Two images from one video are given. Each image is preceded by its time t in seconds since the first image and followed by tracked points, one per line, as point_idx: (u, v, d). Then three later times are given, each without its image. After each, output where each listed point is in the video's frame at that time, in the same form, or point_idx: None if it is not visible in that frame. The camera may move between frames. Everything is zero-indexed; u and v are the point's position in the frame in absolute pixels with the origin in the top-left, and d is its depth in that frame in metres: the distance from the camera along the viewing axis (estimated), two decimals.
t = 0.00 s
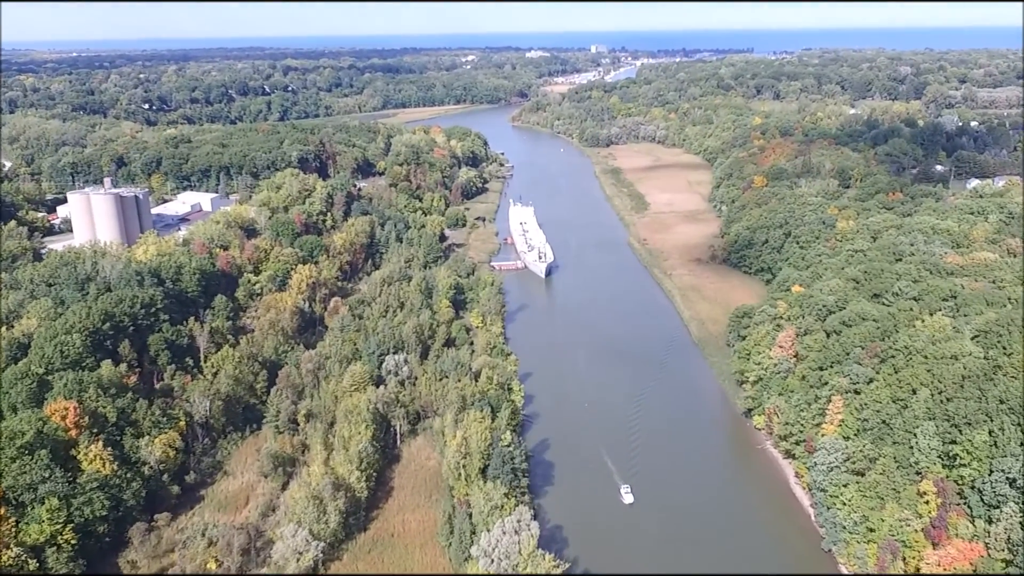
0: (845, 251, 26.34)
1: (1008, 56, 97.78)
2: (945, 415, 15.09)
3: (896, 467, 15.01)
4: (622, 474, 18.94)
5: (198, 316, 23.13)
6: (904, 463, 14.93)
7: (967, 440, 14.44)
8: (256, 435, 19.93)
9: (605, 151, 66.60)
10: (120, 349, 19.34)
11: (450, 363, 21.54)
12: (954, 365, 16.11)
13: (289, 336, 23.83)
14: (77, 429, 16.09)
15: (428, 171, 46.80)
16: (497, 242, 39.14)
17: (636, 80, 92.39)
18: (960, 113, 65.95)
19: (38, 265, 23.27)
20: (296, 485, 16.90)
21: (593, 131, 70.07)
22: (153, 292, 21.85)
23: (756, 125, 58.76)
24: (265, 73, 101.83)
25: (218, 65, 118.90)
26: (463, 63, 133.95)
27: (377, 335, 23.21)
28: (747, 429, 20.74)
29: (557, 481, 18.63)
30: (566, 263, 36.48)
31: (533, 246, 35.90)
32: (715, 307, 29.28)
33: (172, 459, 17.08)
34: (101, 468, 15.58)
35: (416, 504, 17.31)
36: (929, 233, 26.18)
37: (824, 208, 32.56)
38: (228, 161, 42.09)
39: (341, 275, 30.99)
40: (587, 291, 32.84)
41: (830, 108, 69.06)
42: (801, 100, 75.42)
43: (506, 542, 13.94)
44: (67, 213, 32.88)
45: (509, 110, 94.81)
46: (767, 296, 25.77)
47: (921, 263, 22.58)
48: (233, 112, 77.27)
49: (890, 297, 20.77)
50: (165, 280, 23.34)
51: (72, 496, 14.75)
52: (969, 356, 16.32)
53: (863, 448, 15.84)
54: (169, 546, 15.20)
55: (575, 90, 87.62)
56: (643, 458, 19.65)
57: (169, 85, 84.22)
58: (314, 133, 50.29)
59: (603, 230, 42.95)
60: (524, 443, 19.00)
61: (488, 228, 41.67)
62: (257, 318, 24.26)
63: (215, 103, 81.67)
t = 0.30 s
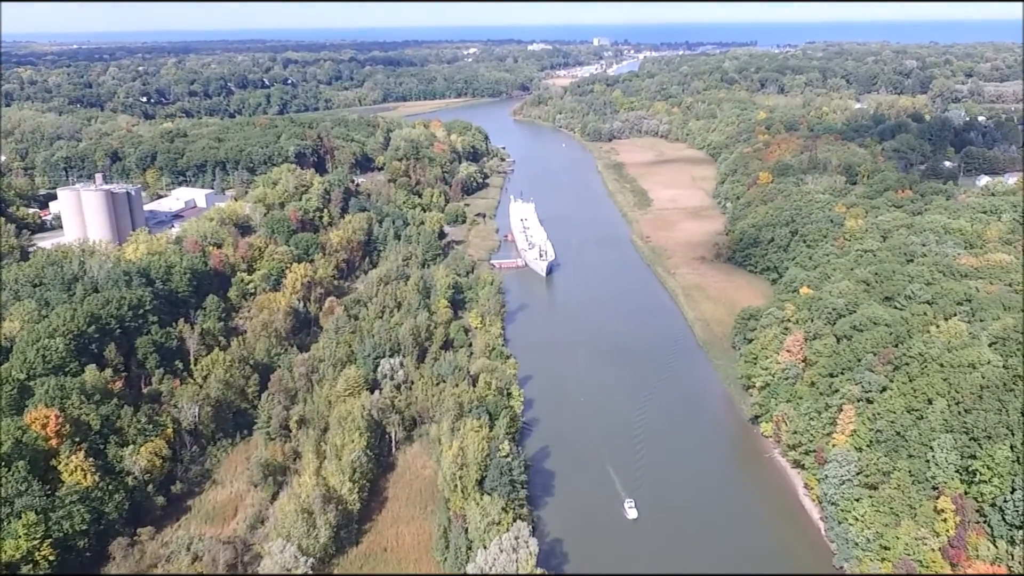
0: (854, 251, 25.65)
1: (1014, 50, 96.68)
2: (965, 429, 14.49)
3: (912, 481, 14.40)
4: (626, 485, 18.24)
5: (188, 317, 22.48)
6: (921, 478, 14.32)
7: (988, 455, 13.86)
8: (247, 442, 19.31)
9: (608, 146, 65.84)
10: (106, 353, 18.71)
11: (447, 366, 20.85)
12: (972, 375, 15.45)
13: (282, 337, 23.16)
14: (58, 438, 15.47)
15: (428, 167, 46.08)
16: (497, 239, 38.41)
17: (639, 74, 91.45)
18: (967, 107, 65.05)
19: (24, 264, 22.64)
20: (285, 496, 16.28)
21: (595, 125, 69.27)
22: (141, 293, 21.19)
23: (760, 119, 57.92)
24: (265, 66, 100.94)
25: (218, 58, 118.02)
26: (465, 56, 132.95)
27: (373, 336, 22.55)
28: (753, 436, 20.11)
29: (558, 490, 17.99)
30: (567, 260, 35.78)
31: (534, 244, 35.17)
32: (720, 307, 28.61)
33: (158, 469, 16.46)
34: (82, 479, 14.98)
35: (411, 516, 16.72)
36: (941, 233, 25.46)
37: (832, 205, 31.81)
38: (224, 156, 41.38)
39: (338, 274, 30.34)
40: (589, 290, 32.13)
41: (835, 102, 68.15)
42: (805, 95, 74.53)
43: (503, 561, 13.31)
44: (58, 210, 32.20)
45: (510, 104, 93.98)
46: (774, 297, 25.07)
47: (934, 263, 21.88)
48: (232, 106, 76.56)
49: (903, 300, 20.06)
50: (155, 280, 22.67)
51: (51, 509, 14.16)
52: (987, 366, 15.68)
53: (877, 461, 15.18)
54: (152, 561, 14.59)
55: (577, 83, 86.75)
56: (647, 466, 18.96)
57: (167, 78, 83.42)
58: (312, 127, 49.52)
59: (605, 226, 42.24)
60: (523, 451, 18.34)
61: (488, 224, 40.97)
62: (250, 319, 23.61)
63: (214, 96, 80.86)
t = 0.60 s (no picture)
0: (864, 251, 24.95)
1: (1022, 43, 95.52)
2: (986, 444, 13.88)
3: (929, 497, 13.80)
4: (629, 496, 17.63)
5: (179, 319, 21.90)
6: (940, 495, 13.74)
7: (1010, 472, 13.27)
8: (238, 449, 18.72)
9: (610, 140, 65.03)
10: (91, 358, 18.14)
11: (444, 371, 20.19)
12: (992, 386, 14.82)
13: (276, 339, 22.55)
14: (38, 449, 14.93)
15: (428, 162, 45.37)
16: (497, 236, 37.73)
17: (643, 67, 90.45)
18: (975, 101, 64.11)
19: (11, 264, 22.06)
20: (275, 509, 15.70)
21: (598, 119, 68.46)
22: (130, 294, 20.61)
23: (766, 113, 57.08)
24: (265, 58, 100.06)
25: (219, 50, 117.22)
26: (467, 48, 131.94)
27: (369, 339, 21.91)
28: (760, 444, 19.49)
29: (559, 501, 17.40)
30: (569, 258, 35.08)
31: (535, 241, 34.49)
32: (725, 308, 27.96)
33: (143, 480, 15.90)
34: (62, 492, 14.45)
35: (405, 530, 16.14)
36: (954, 234, 24.75)
37: (840, 203, 31.07)
38: (221, 150, 40.71)
39: (335, 272, 29.72)
40: (591, 289, 31.46)
41: (841, 96, 67.21)
42: (811, 88, 73.60)
43: None
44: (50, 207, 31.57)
45: (512, 97, 93.06)
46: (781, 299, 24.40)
47: (948, 266, 21.20)
48: (231, 99, 75.73)
49: (916, 304, 19.41)
50: (145, 281, 22.07)
51: (28, 525, 13.64)
52: (1007, 376, 15.05)
53: (893, 475, 14.57)
54: None
55: (580, 76, 85.80)
56: (651, 477, 18.29)
57: (166, 70, 82.53)
58: (310, 121, 48.80)
59: (608, 222, 41.52)
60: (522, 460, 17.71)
61: (489, 221, 40.28)
62: (243, 320, 23.00)
63: (213, 89, 79.99)
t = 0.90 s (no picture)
0: (874, 251, 24.26)
1: None
2: (1008, 461, 13.26)
3: (948, 515, 13.23)
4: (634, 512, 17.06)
5: (169, 322, 21.26)
6: (960, 514, 13.14)
7: None
8: (228, 458, 18.09)
9: (613, 135, 64.20)
10: (75, 364, 17.55)
11: (442, 376, 19.50)
12: (1014, 400, 14.18)
13: (269, 342, 21.88)
14: (17, 462, 14.35)
15: (428, 157, 44.61)
16: (498, 234, 36.99)
17: (646, 60, 89.45)
18: (982, 95, 63.17)
19: None
20: (264, 524, 15.09)
21: (601, 113, 67.60)
22: (118, 297, 19.96)
23: (771, 108, 56.19)
24: (265, 51, 99.09)
25: (218, 42, 116.19)
26: (469, 41, 130.83)
27: (364, 342, 21.22)
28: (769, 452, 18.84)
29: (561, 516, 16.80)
30: (570, 256, 34.38)
31: (536, 239, 33.75)
32: (731, 309, 27.28)
33: (126, 493, 15.32)
34: (40, 508, 13.91)
35: (400, 546, 15.53)
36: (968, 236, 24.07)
37: (849, 200, 30.30)
38: (216, 146, 40.07)
39: (331, 271, 29.04)
40: (593, 288, 30.76)
41: (847, 90, 66.27)
42: (816, 82, 72.65)
43: None
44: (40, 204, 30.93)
45: (514, 91, 92.11)
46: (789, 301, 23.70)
47: (964, 268, 20.49)
48: (230, 92, 74.85)
49: (931, 309, 18.72)
50: (134, 282, 21.42)
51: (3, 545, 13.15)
52: None
53: (909, 491, 13.95)
54: None
55: (583, 70, 84.84)
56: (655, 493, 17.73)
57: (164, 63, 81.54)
58: (308, 115, 48.06)
59: (610, 219, 40.83)
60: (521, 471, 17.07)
61: (489, 217, 39.55)
62: (235, 323, 22.33)
63: (212, 82, 79.07)
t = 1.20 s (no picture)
0: (885, 253, 23.57)
1: None
2: None
3: (969, 538, 12.69)
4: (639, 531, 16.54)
5: (158, 326, 20.64)
6: (981, 537, 12.62)
7: None
8: (217, 469, 17.48)
9: (615, 130, 63.41)
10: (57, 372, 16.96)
11: (439, 383, 18.83)
12: None
13: (261, 346, 21.23)
14: None
15: (427, 153, 43.88)
16: (498, 233, 36.29)
17: (648, 54, 88.46)
18: (990, 90, 62.24)
19: None
20: (250, 541, 14.51)
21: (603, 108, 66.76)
22: (103, 301, 19.32)
23: (776, 103, 55.33)
24: (265, 45, 98.18)
25: (218, 36, 115.17)
26: (471, 35, 129.78)
27: (358, 347, 20.55)
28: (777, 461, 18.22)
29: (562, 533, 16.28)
30: (571, 255, 33.71)
31: (537, 239, 33.05)
32: (737, 311, 26.62)
33: (107, 508, 14.76)
34: (14, 527, 13.40)
35: (393, 564, 14.94)
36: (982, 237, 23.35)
37: (857, 200, 29.57)
38: (212, 142, 39.46)
39: (327, 272, 28.40)
40: (596, 289, 30.12)
41: (853, 85, 65.35)
42: (821, 77, 71.72)
43: None
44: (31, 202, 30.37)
45: (516, 85, 91.22)
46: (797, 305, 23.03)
47: (979, 272, 19.81)
48: (229, 86, 74.09)
49: (946, 316, 18.07)
50: (121, 285, 20.81)
51: None
52: None
53: (926, 511, 13.36)
54: None
55: (585, 64, 83.92)
56: (661, 506, 17.20)
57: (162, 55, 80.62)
58: (306, 111, 47.35)
59: (612, 217, 40.14)
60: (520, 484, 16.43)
61: (489, 216, 38.88)
62: (226, 326, 21.71)
63: (211, 76, 78.27)
